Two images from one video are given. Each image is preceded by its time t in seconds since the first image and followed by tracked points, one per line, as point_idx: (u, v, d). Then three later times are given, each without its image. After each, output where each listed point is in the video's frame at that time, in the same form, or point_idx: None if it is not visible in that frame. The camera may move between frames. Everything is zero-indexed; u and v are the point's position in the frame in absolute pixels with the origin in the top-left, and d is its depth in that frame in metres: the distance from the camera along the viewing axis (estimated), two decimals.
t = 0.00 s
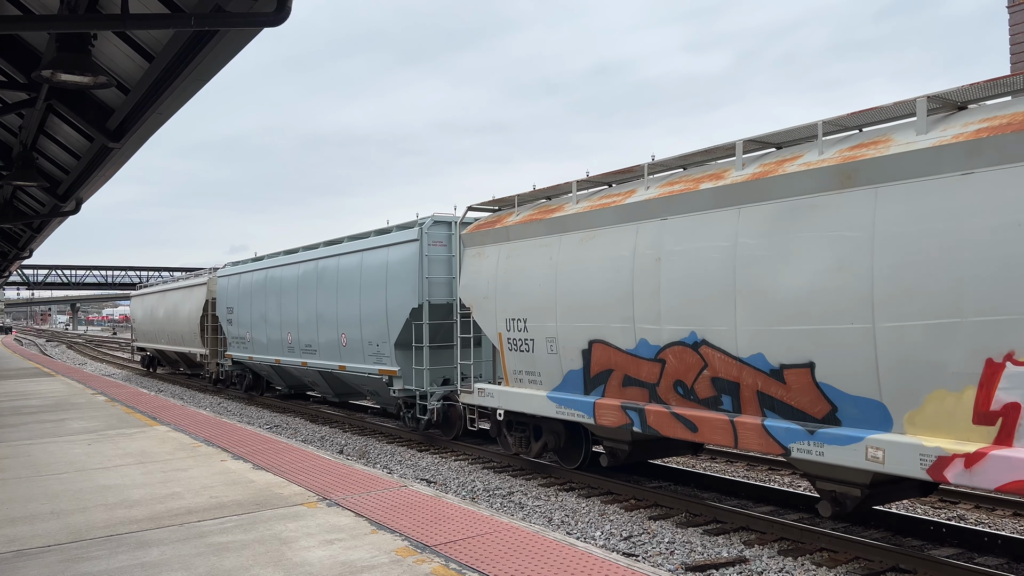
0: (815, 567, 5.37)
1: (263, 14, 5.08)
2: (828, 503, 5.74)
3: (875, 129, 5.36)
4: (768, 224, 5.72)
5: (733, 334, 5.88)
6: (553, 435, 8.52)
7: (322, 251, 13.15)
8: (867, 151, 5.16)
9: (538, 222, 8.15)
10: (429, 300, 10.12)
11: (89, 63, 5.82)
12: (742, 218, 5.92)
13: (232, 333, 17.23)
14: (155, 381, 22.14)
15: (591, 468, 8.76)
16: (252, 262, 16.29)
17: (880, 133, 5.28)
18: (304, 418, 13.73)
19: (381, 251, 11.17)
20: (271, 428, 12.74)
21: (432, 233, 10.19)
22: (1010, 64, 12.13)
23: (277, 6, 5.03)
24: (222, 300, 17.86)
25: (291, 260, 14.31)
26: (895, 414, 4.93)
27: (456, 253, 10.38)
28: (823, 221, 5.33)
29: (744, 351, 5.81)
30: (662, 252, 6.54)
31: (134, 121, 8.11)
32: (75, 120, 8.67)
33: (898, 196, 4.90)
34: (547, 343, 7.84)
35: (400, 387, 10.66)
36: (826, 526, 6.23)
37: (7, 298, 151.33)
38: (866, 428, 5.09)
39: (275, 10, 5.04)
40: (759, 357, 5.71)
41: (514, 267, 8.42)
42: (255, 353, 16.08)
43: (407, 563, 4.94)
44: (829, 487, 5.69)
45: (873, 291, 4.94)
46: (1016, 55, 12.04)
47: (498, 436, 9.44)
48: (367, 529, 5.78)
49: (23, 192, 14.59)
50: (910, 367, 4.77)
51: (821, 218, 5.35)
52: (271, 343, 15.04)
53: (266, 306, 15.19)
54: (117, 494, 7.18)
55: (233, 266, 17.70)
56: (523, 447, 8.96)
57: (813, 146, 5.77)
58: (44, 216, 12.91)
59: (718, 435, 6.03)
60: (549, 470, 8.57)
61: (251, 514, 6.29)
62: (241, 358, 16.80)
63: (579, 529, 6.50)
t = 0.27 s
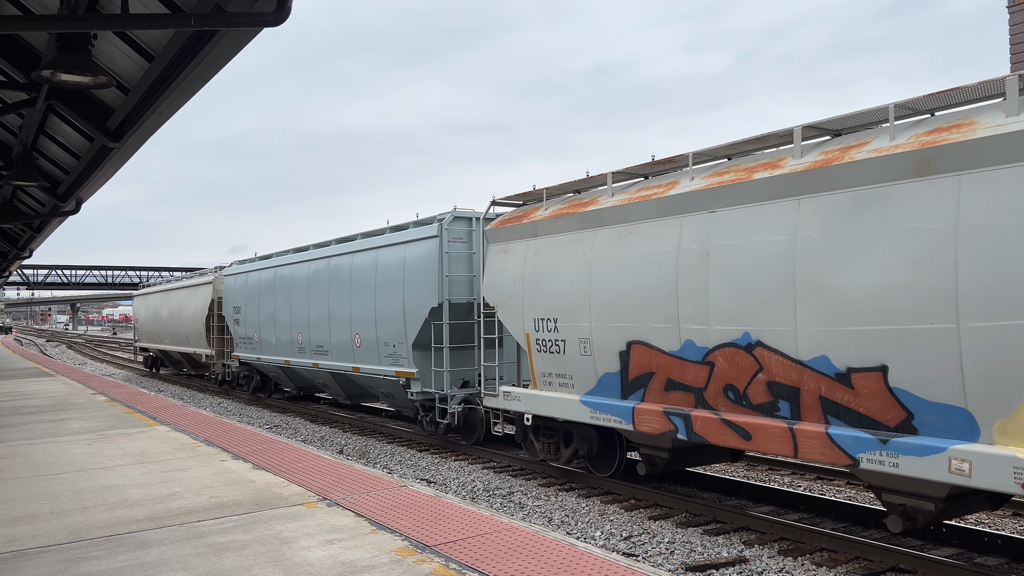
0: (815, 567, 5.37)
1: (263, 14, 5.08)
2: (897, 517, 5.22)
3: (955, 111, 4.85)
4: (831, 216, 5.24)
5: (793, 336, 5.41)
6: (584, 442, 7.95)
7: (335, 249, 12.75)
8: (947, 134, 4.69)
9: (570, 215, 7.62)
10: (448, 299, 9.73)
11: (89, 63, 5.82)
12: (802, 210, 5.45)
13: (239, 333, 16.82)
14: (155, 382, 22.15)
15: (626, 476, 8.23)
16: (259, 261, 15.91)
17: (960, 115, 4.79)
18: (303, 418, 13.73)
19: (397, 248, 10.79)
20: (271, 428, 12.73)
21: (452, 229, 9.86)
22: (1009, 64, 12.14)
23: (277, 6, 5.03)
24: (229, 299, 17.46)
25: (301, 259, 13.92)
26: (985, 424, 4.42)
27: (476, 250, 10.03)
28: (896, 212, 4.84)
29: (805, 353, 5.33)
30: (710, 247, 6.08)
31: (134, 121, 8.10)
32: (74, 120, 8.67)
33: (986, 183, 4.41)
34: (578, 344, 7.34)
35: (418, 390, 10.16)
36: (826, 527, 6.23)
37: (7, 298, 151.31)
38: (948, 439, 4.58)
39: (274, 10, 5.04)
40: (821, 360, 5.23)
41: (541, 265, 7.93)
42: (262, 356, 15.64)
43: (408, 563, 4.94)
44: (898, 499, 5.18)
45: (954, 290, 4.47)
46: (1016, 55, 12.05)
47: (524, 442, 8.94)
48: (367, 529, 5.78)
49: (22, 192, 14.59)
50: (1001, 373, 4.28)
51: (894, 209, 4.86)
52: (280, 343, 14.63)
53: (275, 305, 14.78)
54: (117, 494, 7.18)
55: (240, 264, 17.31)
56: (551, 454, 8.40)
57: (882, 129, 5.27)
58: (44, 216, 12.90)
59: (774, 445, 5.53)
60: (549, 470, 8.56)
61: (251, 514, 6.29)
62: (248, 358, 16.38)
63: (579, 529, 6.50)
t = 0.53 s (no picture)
0: (815, 567, 5.37)
1: (263, 14, 5.07)
2: (980, 535, 4.65)
3: None
4: (907, 207, 4.71)
5: (863, 339, 4.89)
6: (620, 449, 7.40)
7: (348, 246, 12.43)
8: None
9: (606, 208, 7.07)
10: (471, 297, 9.40)
11: (89, 63, 5.82)
12: (872, 201, 4.92)
13: (247, 334, 16.48)
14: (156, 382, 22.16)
15: (665, 486, 7.65)
16: (268, 260, 15.56)
17: None
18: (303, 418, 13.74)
19: (415, 245, 10.47)
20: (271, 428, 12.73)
21: (474, 225, 9.56)
22: (1009, 64, 12.14)
23: (277, 6, 5.04)
24: (237, 298, 17.13)
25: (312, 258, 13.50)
26: None
27: (499, 247, 9.73)
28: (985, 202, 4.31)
29: (876, 357, 4.82)
30: (766, 242, 5.56)
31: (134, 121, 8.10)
32: (74, 120, 8.66)
33: None
34: (613, 346, 6.81)
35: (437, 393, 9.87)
36: (827, 527, 6.22)
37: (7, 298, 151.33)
38: None
39: (274, 10, 5.04)
40: (896, 362, 4.70)
41: (572, 261, 7.38)
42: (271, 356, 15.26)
43: (407, 563, 4.94)
44: (978, 516, 4.61)
45: None
46: (1016, 55, 12.04)
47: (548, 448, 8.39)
48: (367, 529, 5.78)
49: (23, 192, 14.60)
50: None
51: (983, 197, 4.33)
52: (290, 344, 14.24)
53: (285, 305, 14.38)
54: (117, 494, 7.18)
55: (247, 263, 17.05)
56: (582, 461, 7.85)
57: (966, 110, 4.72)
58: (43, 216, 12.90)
59: (842, 456, 4.97)
60: (548, 470, 8.56)
61: (251, 514, 6.29)
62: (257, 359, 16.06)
63: (579, 529, 6.50)
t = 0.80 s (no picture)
0: (815, 567, 5.37)
1: (263, 14, 5.07)
2: None
3: None
4: (992, 197, 4.34)
5: (943, 340, 4.50)
6: (660, 456, 7.00)
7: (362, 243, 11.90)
8: None
9: (646, 201, 6.66)
10: (496, 296, 8.91)
11: (89, 63, 5.82)
12: (955, 190, 4.53)
13: (254, 334, 16.02)
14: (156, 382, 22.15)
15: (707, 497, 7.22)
16: (276, 258, 15.11)
17: None
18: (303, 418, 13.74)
19: (435, 242, 9.97)
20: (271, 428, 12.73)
21: (498, 220, 9.05)
22: (1009, 64, 12.14)
23: (277, 6, 5.04)
24: (244, 297, 16.67)
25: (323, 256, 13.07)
26: None
27: (524, 243, 9.21)
28: None
29: (959, 359, 4.43)
30: (830, 235, 5.18)
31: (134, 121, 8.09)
32: (74, 120, 8.65)
33: None
34: (655, 347, 6.42)
35: (459, 396, 9.42)
36: (827, 527, 6.23)
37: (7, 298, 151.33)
38: None
39: (274, 10, 5.04)
40: (984, 367, 4.31)
41: (609, 257, 6.98)
42: (281, 357, 14.78)
43: (407, 563, 4.94)
44: None
45: None
46: (1016, 55, 12.05)
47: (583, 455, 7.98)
48: (367, 529, 5.78)
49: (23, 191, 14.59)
50: None
51: None
52: (299, 345, 13.80)
53: (294, 304, 13.95)
54: (117, 494, 7.18)
55: (254, 262, 16.61)
56: (619, 469, 7.41)
57: None
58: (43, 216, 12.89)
59: (920, 467, 4.61)
60: (548, 471, 8.57)
61: (251, 514, 6.29)
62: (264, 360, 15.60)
63: (579, 529, 6.50)
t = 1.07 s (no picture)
0: (815, 567, 5.37)
1: (263, 14, 5.07)
2: None
3: None
4: None
5: None
6: (706, 465, 6.54)
7: (376, 240, 11.47)
8: None
9: (693, 192, 6.22)
10: (522, 295, 8.51)
11: (89, 63, 5.82)
12: None
13: (262, 334, 15.62)
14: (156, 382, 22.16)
15: (754, 507, 6.76)
16: (286, 256, 14.72)
17: None
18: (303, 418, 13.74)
19: (456, 238, 9.57)
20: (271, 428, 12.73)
21: (524, 215, 8.67)
22: (1009, 64, 12.14)
23: (277, 6, 5.04)
24: (251, 296, 16.28)
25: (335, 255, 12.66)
26: None
27: (551, 240, 8.82)
28: None
29: None
30: (908, 227, 4.74)
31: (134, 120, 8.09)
32: (74, 120, 8.65)
33: None
34: (705, 348, 6.00)
35: (482, 400, 9.00)
36: (827, 527, 6.23)
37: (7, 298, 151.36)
38: None
39: (274, 10, 5.04)
40: None
41: (651, 253, 6.54)
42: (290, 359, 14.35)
43: (407, 563, 4.94)
44: None
45: None
46: (1016, 55, 12.04)
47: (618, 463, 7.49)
48: (367, 529, 5.78)
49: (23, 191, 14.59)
50: None
51: None
52: (310, 345, 13.38)
53: (304, 304, 13.55)
54: (117, 494, 7.18)
55: (261, 260, 16.24)
56: (658, 479, 6.93)
57: None
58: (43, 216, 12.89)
59: (1011, 480, 4.17)
60: (548, 470, 8.57)
61: (251, 514, 6.29)
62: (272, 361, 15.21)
63: (579, 529, 6.50)
